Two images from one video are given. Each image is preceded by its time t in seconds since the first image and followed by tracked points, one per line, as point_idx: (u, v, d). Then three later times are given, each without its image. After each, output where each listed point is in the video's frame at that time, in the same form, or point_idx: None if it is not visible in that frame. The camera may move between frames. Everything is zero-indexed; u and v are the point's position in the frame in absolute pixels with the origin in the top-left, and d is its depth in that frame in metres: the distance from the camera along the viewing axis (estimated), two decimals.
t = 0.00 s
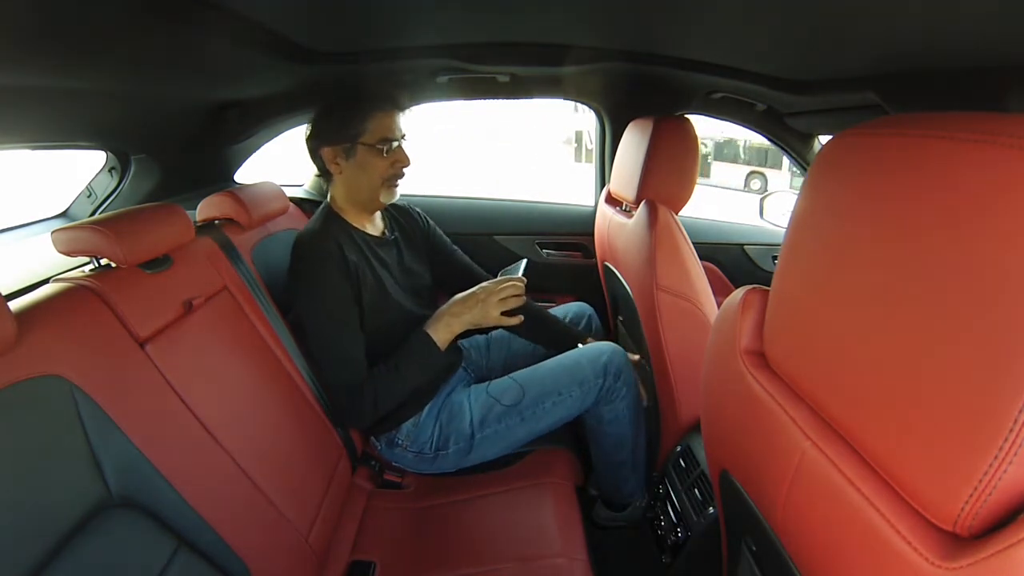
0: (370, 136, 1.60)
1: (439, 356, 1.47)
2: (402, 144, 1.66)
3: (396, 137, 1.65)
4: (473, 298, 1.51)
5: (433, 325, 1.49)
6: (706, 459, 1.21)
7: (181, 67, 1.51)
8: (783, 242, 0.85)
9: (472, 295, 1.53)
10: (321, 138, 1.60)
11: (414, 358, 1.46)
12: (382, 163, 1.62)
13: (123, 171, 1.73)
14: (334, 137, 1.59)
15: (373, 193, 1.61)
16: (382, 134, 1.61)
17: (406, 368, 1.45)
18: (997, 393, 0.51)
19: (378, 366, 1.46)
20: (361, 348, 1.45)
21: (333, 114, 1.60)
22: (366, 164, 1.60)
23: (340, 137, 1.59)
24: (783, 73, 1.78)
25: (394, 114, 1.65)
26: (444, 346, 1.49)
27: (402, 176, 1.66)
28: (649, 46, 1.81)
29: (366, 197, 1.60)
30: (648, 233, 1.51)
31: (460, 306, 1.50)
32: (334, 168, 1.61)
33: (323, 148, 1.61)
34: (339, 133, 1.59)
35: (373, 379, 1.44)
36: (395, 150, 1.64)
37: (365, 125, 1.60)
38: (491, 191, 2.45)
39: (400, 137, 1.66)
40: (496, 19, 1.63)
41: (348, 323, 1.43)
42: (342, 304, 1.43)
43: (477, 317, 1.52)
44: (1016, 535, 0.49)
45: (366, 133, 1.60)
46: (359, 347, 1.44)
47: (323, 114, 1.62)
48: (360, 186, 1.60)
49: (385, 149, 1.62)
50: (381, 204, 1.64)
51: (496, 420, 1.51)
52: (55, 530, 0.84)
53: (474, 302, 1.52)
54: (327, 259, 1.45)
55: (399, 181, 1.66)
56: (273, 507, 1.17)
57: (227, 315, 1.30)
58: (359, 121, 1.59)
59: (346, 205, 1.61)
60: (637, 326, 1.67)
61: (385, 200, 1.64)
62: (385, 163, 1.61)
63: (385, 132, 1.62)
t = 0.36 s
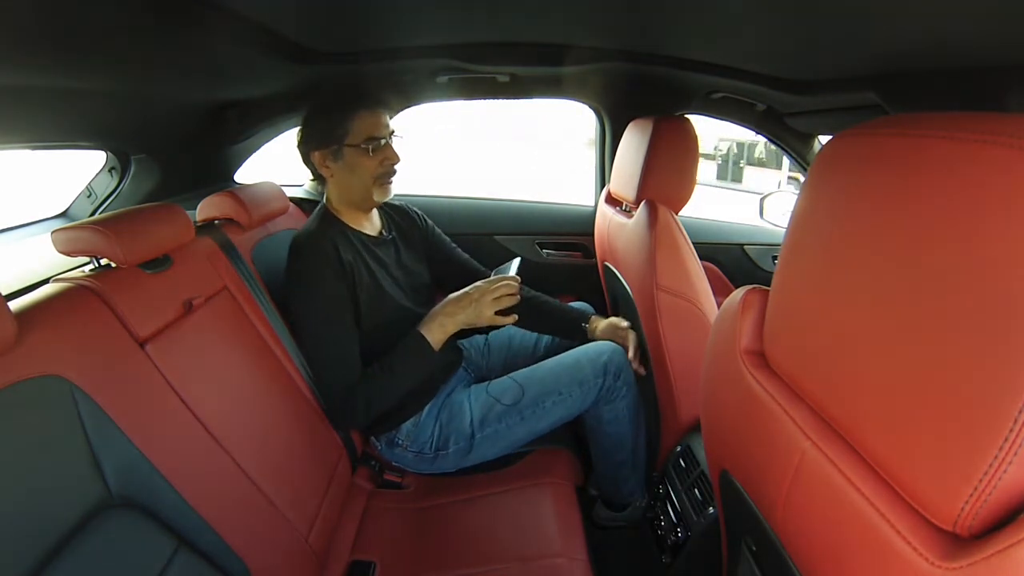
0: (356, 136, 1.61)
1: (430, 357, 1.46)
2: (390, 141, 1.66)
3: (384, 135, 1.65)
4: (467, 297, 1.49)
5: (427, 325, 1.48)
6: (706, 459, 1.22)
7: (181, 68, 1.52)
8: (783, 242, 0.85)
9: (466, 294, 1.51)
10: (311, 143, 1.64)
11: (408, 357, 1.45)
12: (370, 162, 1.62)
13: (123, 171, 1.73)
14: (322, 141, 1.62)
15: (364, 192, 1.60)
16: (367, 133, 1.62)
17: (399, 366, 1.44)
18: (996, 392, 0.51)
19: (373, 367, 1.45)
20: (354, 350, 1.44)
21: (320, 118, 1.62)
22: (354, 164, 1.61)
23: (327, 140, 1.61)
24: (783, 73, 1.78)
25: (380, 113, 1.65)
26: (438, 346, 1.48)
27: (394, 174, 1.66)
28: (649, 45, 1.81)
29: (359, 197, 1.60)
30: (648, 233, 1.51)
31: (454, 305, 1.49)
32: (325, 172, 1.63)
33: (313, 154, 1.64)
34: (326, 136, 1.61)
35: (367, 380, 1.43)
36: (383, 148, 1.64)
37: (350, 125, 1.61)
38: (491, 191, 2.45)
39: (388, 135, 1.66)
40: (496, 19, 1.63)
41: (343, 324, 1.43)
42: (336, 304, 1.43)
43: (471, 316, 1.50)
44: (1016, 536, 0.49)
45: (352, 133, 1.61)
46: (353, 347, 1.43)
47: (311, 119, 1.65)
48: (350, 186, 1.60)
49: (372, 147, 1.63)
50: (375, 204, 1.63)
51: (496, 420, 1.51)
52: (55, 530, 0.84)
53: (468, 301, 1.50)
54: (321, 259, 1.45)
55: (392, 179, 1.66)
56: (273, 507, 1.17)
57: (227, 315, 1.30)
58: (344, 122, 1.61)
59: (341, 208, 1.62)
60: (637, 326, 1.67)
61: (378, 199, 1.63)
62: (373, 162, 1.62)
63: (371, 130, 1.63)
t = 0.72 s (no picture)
0: (359, 137, 1.62)
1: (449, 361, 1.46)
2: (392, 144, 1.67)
3: (387, 138, 1.65)
4: (482, 301, 1.50)
5: (442, 329, 1.48)
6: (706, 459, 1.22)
7: (181, 67, 1.52)
8: (784, 242, 0.85)
9: (480, 299, 1.52)
10: (312, 142, 1.63)
11: (420, 358, 1.45)
12: (373, 164, 1.62)
13: (123, 171, 1.73)
14: (324, 140, 1.62)
15: (367, 193, 1.61)
16: (371, 135, 1.62)
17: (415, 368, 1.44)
18: (996, 393, 0.51)
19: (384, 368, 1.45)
20: (362, 350, 1.44)
21: (322, 118, 1.62)
22: (358, 166, 1.61)
23: (329, 140, 1.61)
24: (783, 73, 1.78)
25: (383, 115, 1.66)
26: (453, 350, 1.48)
27: (396, 175, 1.67)
28: (649, 46, 1.81)
29: (361, 198, 1.61)
30: (648, 233, 1.51)
31: (468, 309, 1.49)
32: (326, 171, 1.63)
33: (314, 153, 1.63)
34: (328, 136, 1.61)
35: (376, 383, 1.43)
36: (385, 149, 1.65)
37: (353, 126, 1.61)
38: (491, 191, 2.45)
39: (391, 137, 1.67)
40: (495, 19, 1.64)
41: (347, 325, 1.43)
42: (339, 305, 1.43)
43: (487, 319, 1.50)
44: (1016, 536, 0.49)
45: (354, 134, 1.61)
46: (360, 349, 1.43)
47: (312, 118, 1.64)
48: (353, 187, 1.61)
49: (376, 150, 1.63)
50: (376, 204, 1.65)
51: (495, 421, 1.51)
52: (55, 530, 0.83)
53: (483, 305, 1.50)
54: (325, 260, 1.45)
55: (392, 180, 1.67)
56: (272, 507, 1.17)
57: (227, 315, 1.30)
58: (347, 123, 1.61)
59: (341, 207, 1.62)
60: (637, 326, 1.67)
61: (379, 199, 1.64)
62: (376, 163, 1.62)
63: (374, 132, 1.63)
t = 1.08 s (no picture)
0: (363, 133, 1.63)
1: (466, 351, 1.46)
2: (395, 138, 1.68)
3: (389, 132, 1.67)
4: (510, 293, 1.52)
5: (467, 320, 1.50)
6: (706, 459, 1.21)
7: (181, 68, 1.51)
8: (783, 242, 0.85)
9: (507, 290, 1.54)
10: (315, 141, 1.64)
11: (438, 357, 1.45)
12: (377, 158, 1.63)
13: (123, 171, 1.73)
14: (327, 138, 1.62)
15: (372, 187, 1.61)
16: (373, 129, 1.64)
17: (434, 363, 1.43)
18: (996, 394, 0.51)
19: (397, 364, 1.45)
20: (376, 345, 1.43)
21: (324, 116, 1.62)
22: (362, 160, 1.62)
23: (332, 138, 1.62)
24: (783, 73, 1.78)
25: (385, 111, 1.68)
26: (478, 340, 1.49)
27: (400, 169, 1.67)
28: (649, 46, 1.81)
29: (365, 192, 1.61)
30: (648, 233, 1.51)
31: (494, 300, 1.52)
32: (330, 168, 1.63)
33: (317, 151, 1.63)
34: (332, 134, 1.62)
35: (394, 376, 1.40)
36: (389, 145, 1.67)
37: (356, 122, 1.62)
38: (491, 191, 2.45)
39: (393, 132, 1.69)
40: (495, 19, 1.64)
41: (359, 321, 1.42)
42: (347, 301, 1.42)
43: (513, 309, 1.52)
44: (1016, 536, 0.49)
45: (358, 130, 1.63)
46: (374, 344, 1.42)
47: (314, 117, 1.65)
48: (357, 182, 1.61)
49: (379, 143, 1.64)
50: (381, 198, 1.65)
51: (496, 420, 1.51)
52: (54, 530, 0.83)
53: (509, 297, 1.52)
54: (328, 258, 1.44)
55: (397, 174, 1.67)
56: (273, 508, 1.17)
57: (227, 315, 1.30)
58: (349, 120, 1.62)
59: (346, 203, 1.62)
60: (637, 326, 1.67)
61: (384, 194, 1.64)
62: (380, 157, 1.63)
63: (376, 127, 1.64)
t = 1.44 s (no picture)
0: (375, 128, 1.63)
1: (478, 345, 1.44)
2: (406, 135, 1.69)
3: (400, 129, 1.67)
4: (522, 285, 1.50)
5: (479, 312, 1.47)
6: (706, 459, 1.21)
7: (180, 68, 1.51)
8: (783, 241, 0.85)
9: (519, 282, 1.52)
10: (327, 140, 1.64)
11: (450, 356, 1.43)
12: (389, 154, 1.63)
13: (123, 171, 1.73)
14: (340, 135, 1.63)
15: (385, 182, 1.61)
16: (385, 125, 1.64)
17: (445, 358, 1.42)
18: (996, 394, 0.51)
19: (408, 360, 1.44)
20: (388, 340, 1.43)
21: (337, 114, 1.64)
22: (374, 156, 1.62)
23: (345, 134, 1.62)
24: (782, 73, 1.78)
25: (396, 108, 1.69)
26: (489, 332, 1.47)
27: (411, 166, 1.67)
28: (649, 46, 1.81)
29: (378, 187, 1.61)
30: (648, 233, 1.51)
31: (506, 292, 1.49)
32: (343, 164, 1.63)
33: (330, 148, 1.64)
34: (345, 130, 1.62)
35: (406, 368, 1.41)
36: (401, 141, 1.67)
37: (368, 118, 1.63)
38: (491, 191, 2.45)
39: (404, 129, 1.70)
40: (495, 19, 1.63)
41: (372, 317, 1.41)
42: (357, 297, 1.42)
43: (525, 301, 1.50)
44: (1016, 535, 0.49)
45: (369, 126, 1.63)
46: (385, 339, 1.42)
47: (327, 116, 1.66)
48: (370, 177, 1.61)
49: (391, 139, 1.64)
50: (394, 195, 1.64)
51: (496, 420, 1.51)
52: (54, 530, 0.83)
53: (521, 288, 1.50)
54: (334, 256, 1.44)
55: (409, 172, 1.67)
56: (273, 507, 1.17)
57: (227, 316, 1.30)
58: (361, 116, 1.63)
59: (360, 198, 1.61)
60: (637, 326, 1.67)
61: (397, 189, 1.64)
62: (392, 153, 1.63)
63: (387, 123, 1.65)
